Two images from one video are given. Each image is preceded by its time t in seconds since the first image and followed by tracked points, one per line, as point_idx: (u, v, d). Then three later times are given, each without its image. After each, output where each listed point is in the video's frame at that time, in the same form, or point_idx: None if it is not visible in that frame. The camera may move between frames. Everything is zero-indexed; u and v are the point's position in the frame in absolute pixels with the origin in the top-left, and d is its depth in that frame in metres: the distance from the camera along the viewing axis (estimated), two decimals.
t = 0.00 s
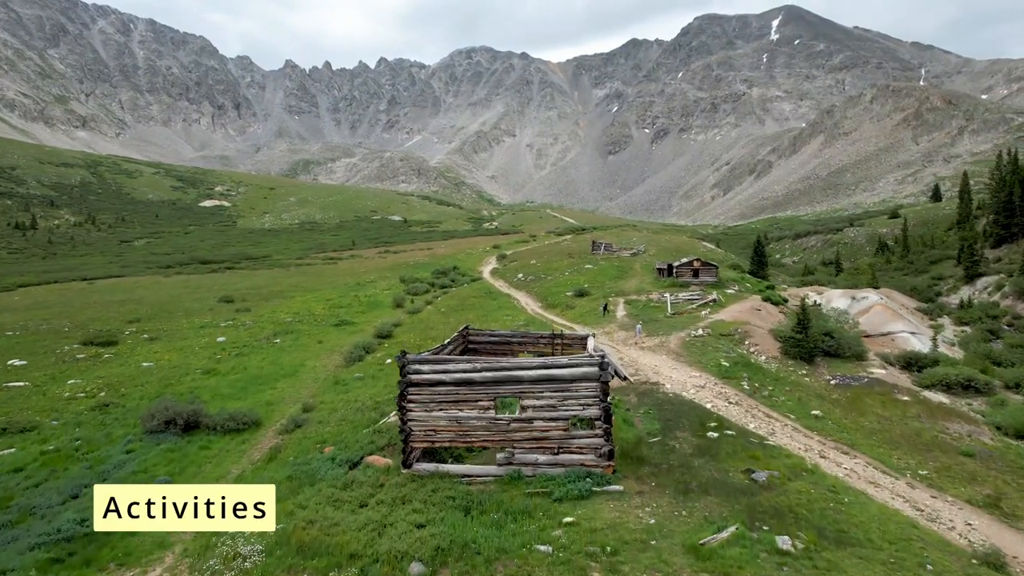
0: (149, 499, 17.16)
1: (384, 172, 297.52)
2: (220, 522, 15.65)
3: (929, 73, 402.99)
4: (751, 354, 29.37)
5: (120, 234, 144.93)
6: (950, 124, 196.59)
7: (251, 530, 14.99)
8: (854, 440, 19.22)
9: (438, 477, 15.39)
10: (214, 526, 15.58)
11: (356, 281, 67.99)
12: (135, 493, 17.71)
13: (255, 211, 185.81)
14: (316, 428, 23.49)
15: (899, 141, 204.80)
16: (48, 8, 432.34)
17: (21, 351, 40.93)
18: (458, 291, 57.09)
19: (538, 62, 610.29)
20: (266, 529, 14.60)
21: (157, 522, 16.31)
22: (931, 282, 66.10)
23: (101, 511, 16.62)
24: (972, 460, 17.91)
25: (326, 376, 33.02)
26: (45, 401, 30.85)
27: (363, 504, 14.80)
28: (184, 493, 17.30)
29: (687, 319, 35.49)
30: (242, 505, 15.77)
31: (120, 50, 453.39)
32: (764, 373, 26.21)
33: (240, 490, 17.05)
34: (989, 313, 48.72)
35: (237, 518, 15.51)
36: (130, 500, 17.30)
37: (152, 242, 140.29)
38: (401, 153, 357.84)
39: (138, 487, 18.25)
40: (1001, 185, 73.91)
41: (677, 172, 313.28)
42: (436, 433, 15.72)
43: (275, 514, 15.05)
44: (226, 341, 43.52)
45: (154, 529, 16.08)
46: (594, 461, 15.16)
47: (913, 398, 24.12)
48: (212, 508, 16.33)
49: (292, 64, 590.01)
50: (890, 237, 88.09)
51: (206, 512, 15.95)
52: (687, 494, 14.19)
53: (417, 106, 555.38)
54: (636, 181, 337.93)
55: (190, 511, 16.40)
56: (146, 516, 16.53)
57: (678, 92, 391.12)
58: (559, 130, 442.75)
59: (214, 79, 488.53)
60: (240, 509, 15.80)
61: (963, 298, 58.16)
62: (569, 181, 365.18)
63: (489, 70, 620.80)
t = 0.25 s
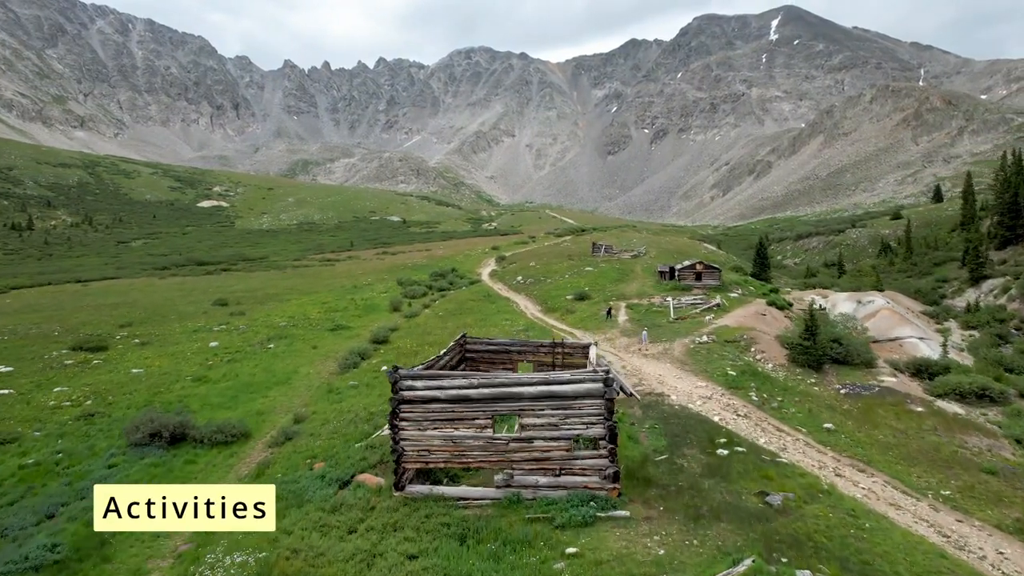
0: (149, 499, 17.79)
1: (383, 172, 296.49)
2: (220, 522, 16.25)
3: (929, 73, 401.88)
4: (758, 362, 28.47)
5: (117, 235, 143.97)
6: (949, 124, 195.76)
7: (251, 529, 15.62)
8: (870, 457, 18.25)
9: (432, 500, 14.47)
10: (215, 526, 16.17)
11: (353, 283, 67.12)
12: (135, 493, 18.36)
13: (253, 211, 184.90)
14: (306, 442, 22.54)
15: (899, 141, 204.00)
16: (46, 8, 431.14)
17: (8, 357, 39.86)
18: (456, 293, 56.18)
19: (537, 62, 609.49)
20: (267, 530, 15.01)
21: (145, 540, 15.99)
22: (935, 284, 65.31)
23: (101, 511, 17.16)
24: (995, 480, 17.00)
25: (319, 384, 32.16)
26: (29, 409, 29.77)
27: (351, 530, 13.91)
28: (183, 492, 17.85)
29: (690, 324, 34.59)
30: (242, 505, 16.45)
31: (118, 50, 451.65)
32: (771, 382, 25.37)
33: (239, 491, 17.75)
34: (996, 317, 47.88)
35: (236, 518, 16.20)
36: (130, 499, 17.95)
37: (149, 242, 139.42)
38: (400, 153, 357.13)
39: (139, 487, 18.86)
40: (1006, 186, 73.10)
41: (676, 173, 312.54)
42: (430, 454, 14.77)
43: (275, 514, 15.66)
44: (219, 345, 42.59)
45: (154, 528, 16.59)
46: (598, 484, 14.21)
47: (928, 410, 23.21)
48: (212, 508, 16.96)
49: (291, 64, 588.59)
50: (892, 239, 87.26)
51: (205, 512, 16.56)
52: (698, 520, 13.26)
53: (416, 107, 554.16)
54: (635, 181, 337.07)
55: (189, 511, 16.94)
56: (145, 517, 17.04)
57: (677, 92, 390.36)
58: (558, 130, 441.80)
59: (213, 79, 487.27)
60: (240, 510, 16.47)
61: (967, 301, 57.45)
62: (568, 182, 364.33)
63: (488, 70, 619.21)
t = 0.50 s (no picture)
0: (149, 498, 17.67)
1: (382, 172, 295.64)
2: (220, 522, 16.44)
3: (928, 74, 401.58)
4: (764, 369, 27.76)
5: (114, 236, 142.87)
6: (949, 124, 195.45)
7: (252, 530, 15.83)
8: (885, 472, 17.49)
9: (426, 523, 13.68)
10: (215, 526, 16.32)
11: (350, 286, 66.31)
12: (135, 493, 18.19)
13: (251, 212, 183.89)
14: (297, 456, 21.64)
15: (898, 142, 203.51)
16: (45, 8, 429.37)
17: None
18: (454, 296, 55.41)
19: (536, 63, 608.88)
20: (267, 529, 15.55)
21: (136, 552, 15.71)
22: (939, 287, 64.66)
23: (101, 512, 17.17)
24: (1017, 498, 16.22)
25: (313, 392, 31.41)
26: (14, 418, 28.79)
27: (341, 555, 13.15)
28: (183, 492, 17.82)
29: (693, 329, 33.81)
30: (242, 505, 16.57)
31: (117, 49, 450.25)
32: (779, 390, 24.59)
33: (239, 490, 17.69)
34: (1003, 320, 47.10)
35: (236, 518, 16.37)
36: (131, 499, 17.83)
37: (146, 243, 138.42)
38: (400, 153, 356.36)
39: (138, 487, 18.71)
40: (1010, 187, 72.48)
41: (675, 173, 311.88)
42: (423, 474, 13.98)
43: (275, 514, 15.95)
44: (212, 350, 41.71)
45: (154, 529, 16.69)
46: (603, 505, 13.43)
47: (941, 420, 22.47)
48: (211, 508, 17.02)
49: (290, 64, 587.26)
50: (895, 241, 86.58)
51: (206, 512, 16.69)
52: (708, 545, 12.50)
53: (415, 107, 553.16)
54: (634, 182, 336.33)
55: (189, 511, 17.04)
56: (146, 517, 17.11)
57: (677, 92, 389.73)
58: (558, 131, 441.14)
59: (212, 80, 486.18)
60: (240, 510, 16.64)
61: (972, 304, 56.79)
62: (568, 182, 363.60)
63: (488, 71, 618.32)
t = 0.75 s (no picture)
0: (150, 499, 18.21)
1: (380, 173, 294.65)
2: (220, 522, 17.03)
3: (927, 74, 400.82)
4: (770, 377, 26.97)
5: (111, 237, 141.78)
6: (949, 125, 194.78)
7: (251, 530, 16.51)
8: (907, 492, 16.58)
9: (419, 551, 12.80)
10: (216, 526, 16.93)
11: (347, 288, 65.43)
12: (135, 493, 18.73)
13: (249, 213, 182.82)
14: (286, 472, 20.67)
15: (898, 143, 202.84)
16: (43, 8, 427.38)
17: None
18: (452, 299, 54.62)
19: (536, 63, 607.92)
20: (266, 529, 16.11)
21: (138, 554, 16.11)
22: (943, 289, 63.93)
23: (101, 512, 17.66)
24: None
25: (307, 400, 30.56)
26: None
27: None
28: (183, 492, 18.33)
29: (696, 335, 33.06)
30: (242, 505, 17.22)
31: (115, 50, 448.47)
32: (787, 400, 23.77)
33: (239, 490, 18.27)
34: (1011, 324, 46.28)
35: (236, 518, 17.00)
36: (131, 499, 18.37)
37: (143, 244, 137.32)
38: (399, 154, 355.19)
39: (138, 487, 19.20)
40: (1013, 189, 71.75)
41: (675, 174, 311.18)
42: (417, 498, 13.13)
43: (274, 514, 16.57)
44: (204, 356, 40.81)
45: (156, 529, 17.21)
46: (608, 532, 12.55)
47: (957, 432, 21.63)
48: (211, 509, 17.64)
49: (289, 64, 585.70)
50: (897, 242, 85.92)
51: (206, 512, 17.31)
52: None
53: (415, 107, 551.77)
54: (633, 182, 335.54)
55: (189, 511, 17.59)
56: (146, 517, 17.64)
57: (676, 92, 388.95)
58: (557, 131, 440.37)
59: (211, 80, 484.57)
60: (239, 509, 17.26)
61: (977, 308, 56.08)
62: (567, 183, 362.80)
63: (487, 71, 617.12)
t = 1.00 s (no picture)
0: (147, 520, 17.94)
1: (380, 174, 293.81)
2: (214, 537, 16.72)
3: (926, 75, 400.47)
4: (776, 385, 26.22)
5: (109, 237, 140.75)
6: (948, 126, 194.31)
7: (248, 540, 16.36)
8: (921, 509, 15.94)
9: None
10: (211, 539, 16.70)
11: (344, 290, 64.65)
12: (130, 512, 18.47)
13: (248, 213, 182.03)
14: (277, 485, 19.89)
15: (897, 144, 202.32)
16: (41, 8, 425.99)
17: None
18: (451, 302, 53.84)
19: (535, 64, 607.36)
20: (258, 542, 15.77)
21: (132, 564, 15.93)
22: (947, 292, 63.29)
23: (91, 530, 17.25)
24: None
25: (301, 407, 29.80)
26: None
27: None
28: (181, 518, 18.21)
29: (699, 341, 32.32)
30: (240, 526, 17.02)
31: (114, 50, 447.05)
32: (796, 409, 23.01)
33: (237, 511, 18.16)
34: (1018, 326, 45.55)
35: (231, 534, 16.76)
36: (125, 518, 18.08)
37: (141, 245, 136.54)
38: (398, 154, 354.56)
39: (134, 505, 18.90)
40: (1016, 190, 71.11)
41: (674, 174, 310.51)
42: (409, 519, 12.47)
43: (266, 530, 16.17)
44: (198, 360, 40.04)
45: (147, 542, 16.94)
46: (609, 557, 11.84)
47: (971, 443, 20.93)
48: (209, 526, 17.49)
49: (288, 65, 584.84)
50: (899, 244, 85.34)
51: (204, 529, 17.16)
52: None
53: (414, 108, 550.70)
54: (632, 183, 334.76)
55: (188, 528, 17.49)
56: (142, 531, 17.44)
57: (675, 93, 388.51)
58: (556, 131, 439.67)
59: (210, 80, 483.61)
60: (237, 528, 17.07)
61: (981, 310, 55.50)
62: (566, 183, 361.95)
63: (486, 71, 616.43)
